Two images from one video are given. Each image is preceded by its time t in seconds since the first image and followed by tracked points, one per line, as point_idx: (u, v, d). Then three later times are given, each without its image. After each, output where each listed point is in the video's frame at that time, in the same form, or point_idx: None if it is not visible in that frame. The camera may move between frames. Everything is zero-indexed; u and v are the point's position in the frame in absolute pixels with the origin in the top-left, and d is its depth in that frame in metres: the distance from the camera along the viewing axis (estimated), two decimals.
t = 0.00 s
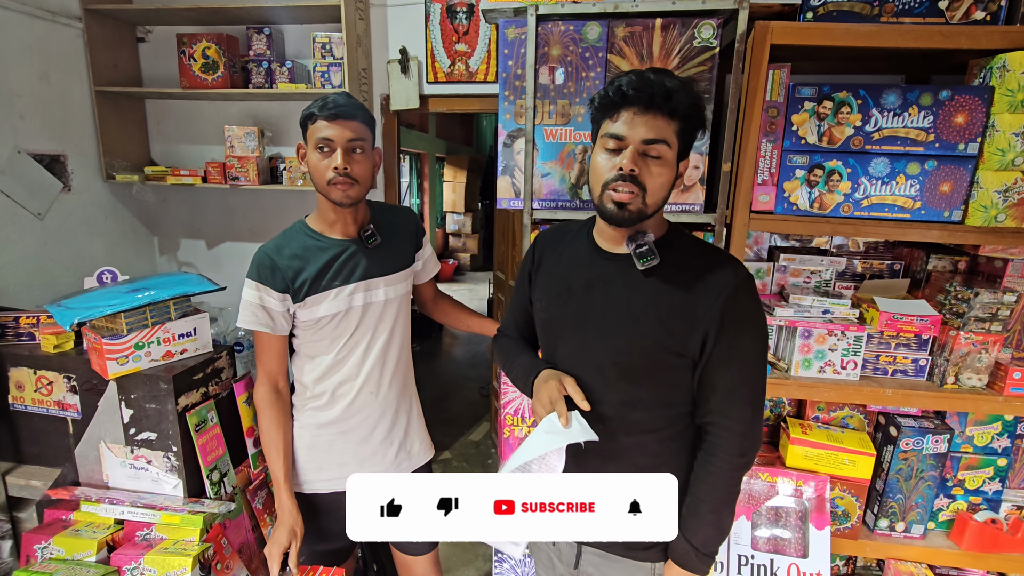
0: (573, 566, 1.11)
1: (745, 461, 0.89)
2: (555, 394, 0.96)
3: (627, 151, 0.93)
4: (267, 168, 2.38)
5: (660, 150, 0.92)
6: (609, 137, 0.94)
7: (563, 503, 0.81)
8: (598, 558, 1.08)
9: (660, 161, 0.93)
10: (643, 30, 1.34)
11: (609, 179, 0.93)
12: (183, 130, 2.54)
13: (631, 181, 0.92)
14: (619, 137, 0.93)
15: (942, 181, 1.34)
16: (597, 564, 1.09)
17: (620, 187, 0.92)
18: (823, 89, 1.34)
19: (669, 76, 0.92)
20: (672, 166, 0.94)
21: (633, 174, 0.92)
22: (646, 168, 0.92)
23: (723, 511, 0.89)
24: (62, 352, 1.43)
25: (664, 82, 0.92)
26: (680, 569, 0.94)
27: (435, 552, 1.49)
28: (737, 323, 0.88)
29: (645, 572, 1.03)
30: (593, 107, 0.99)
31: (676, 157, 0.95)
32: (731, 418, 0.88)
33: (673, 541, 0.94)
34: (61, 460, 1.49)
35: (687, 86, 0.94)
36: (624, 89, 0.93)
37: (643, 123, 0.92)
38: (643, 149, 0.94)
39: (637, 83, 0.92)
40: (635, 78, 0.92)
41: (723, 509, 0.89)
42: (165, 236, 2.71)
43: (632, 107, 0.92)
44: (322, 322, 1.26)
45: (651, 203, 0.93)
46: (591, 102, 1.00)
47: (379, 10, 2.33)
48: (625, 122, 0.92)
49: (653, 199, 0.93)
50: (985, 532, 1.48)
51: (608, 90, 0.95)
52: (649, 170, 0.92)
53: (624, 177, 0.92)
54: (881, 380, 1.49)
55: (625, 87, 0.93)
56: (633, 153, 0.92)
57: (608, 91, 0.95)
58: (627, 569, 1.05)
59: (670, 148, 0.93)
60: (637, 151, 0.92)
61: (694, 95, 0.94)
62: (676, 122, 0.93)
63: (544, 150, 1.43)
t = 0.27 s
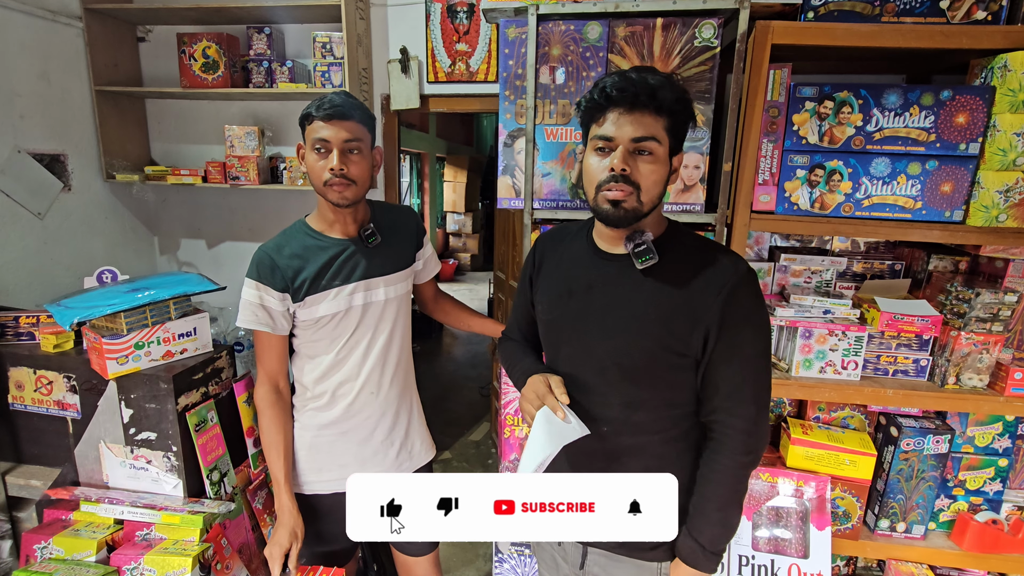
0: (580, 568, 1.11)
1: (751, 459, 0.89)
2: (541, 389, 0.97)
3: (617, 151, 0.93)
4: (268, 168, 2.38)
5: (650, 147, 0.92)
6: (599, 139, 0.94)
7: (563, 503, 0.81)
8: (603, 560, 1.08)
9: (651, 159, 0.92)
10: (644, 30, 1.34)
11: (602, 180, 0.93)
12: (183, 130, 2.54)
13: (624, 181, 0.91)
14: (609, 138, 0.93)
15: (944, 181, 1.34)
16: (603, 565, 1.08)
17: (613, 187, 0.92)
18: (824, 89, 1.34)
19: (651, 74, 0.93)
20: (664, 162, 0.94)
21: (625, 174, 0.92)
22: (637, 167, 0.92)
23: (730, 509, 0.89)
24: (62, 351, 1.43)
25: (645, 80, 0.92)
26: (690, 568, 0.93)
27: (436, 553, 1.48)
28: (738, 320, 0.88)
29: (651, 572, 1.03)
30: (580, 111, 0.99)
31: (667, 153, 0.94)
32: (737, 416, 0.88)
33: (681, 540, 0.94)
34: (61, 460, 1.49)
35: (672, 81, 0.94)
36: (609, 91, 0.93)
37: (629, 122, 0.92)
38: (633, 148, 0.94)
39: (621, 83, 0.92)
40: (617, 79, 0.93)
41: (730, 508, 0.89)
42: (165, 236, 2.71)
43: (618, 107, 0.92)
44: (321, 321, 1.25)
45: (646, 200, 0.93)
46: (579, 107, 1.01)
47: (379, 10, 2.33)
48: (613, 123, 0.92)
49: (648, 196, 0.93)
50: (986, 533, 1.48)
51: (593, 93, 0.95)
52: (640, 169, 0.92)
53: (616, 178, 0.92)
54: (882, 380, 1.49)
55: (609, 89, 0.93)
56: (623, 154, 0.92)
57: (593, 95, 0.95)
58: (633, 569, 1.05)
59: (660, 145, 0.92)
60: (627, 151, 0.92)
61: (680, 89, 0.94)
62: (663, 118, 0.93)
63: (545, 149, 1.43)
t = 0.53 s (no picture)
0: (581, 569, 1.11)
1: (757, 457, 0.89)
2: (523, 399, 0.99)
3: (612, 152, 0.92)
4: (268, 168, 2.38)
5: (645, 147, 0.91)
6: (594, 140, 0.94)
7: (563, 503, 0.81)
8: (604, 561, 1.08)
9: (645, 159, 0.92)
10: (644, 30, 1.34)
11: (597, 181, 0.93)
12: (183, 130, 2.54)
13: (619, 181, 0.91)
14: (603, 139, 0.93)
15: (944, 181, 1.34)
16: (603, 566, 1.08)
17: (608, 188, 0.92)
18: (825, 89, 1.34)
19: (644, 73, 0.92)
20: (660, 161, 0.93)
21: (619, 175, 0.91)
22: (632, 167, 0.92)
23: (735, 507, 0.89)
24: (62, 351, 1.43)
25: (638, 80, 0.91)
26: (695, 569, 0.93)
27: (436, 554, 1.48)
28: (741, 319, 0.88)
29: (652, 574, 1.03)
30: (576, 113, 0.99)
31: (663, 151, 0.93)
32: (743, 415, 0.88)
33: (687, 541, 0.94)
34: (62, 460, 1.49)
35: (665, 80, 0.92)
36: (601, 93, 0.93)
37: (623, 123, 0.91)
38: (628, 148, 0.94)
39: (614, 85, 0.92)
40: (609, 80, 0.92)
41: (736, 506, 0.89)
42: (166, 236, 2.71)
43: (611, 109, 0.92)
44: (322, 321, 1.25)
45: (642, 201, 0.93)
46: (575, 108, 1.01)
47: (380, 10, 2.33)
48: (606, 124, 0.92)
49: (644, 196, 0.93)
50: (987, 533, 1.48)
51: (587, 95, 0.95)
52: (635, 169, 0.92)
53: (610, 178, 0.92)
54: (882, 380, 1.49)
55: (602, 90, 0.93)
56: (617, 154, 0.92)
57: (587, 96, 0.95)
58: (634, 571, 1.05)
59: (655, 145, 0.92)
60: (622, 151, 0.92)
61: (673, 88, 0.93)
62: (658, 117, 0.92)
63: (545, 150, 1.43)
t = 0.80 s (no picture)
0: (576, 569, 1.11)
1: (751, 459, 0.88)
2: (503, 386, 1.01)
3: (609, 153, 0.92)
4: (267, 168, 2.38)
5: (641, 149, 0.91)
6: (591, 141, 0.94)
7: (562, 503, 0.81)
8: (600, 562, 1.08)
9: (641, 160, 0.92)
10: (644, 30, 1.34)
11: (594, 182, 0.93)
12: (183, 130, 2.54)
13: (616, 183, 0.91)
14: (600, 141, 0.93)
15: (944, 181, 1.34)
16: (599, 567, 1.08)
17: (606, 189, 0.92)
18: (825, 89, 1.33)
19: (641, 74, 0.91)
20: (656, 162, 0.93)
21: (616, 177, 0.91)
22: (628, 168, 0.92)
23: (730, 510, 0.89)
24: (62, 352, 1.43)
25: (634, 81, 0.91)
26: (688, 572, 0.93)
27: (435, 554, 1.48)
28: (738, 320, 0.87)
29: None
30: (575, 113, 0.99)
31: (660, 153, 0.93)
32: (736, 416, 0.87)
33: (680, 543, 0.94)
34: (61, 460, 1.49)
35: (662, 81, 0.92)
36: (598, 94, 0.93)
37: (619, 124, 0.91)
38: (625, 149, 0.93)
39: (611, 86, 0.92)
40: (606, 82, 0.92)
41: (731, 508, 0.89)
42: (165, 236, 2.71)
43: (608, 110, 0.92)
44: (321, 322, 1.25)
45: (639, 201, 0.93)
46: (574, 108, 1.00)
47: (380, 10, 2.33)
48: (603, 126, 0.92)
49: (640, 197, 0.93)
50: (987, 533, 1.48)
51: (585, 96, 0.95)
52: (631, 171, 0.92)
53: (607, 180, 0.91)
54: (882, 380, 1.49)
55: (598, 92, 0.93)
56: (614, 155, 0.91)
57: (585, 97, 0.95)
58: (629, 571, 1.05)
59: (651, 146, 0.91)
60: (618, 152, 0.91)
61: (670, 89, 0.92)
62: (654, 118, 0.91)
63: (545, 149, 1.42)
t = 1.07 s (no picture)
0: (572, 570, 1.11)
1: (748, 459, 0.88)
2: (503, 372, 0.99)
3: (596, 154, 0.92)
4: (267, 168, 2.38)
5: (626, 144, 0.91)
6: (578, 147, 0.94)
7: (563, 503, 0.81)
8: (596, 563, 1.07)
9: (629, 154, 0.91)
10: (643, 29, 1.34)
11: (588, 185, 0.93)
12: (183, 130, 2.54)
13: (610, 181, 0.91)
14: (585, 145, 0.93)
15: (944, 181, 1.33)
16: (596, 567, 1.08)
17: (600, 190, 0.91)
18: (824, 88, 1.33)
19: (611, 74, 0.92)
20: (644, 154, 0.92)
21: (607, 175, 0.91)
22: (618, 165, 0.91)
23: (728, 510, 0.88)
24: (60, 352, 1.43)
25: (606, 82, 0.91)
26: (682, 571, 0.93)
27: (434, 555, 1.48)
28: (737, 318, 0.87)
29: None
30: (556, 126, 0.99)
31: (647, 144, 0.92)
32: (733, 416, 0.87)
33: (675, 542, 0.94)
34: (60, 461, 1.49)
35: (632, 77, 0.92)
36: (575, 101, 0.93)
37: (599, 125, 0.91)
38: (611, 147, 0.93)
39: (584, 91, 0.92)
40: (580, 88, 0.92)
41: (726, 509, 0.88)
42: (165, 236, 2.71)
43: (587, 114, 0.92)
44: (320, 323, 1.25)
45: (634, 195, 0.92)
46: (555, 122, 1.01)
47: (379, 10, 2.33)
48: (585, 130, 0.92)
49: (635, 190, 0.92)
50: (987, 533, 1.47)
51: (563, 108, 0.95)
52: (621, 167, 0.91)
53: (600, 181, 0.91)
54: (882, 380, 1.49)
55: (574, 100, 0.93)
56: (601, 155, 0.91)
57: (563, 110, 0.96)
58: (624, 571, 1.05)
59: (636, 139, 0.91)
60: (604, 152, 0.91)
61: (642, 83, 0.92)
62: (634, 112, 0.91)
63: (544, 149, 1.42)
